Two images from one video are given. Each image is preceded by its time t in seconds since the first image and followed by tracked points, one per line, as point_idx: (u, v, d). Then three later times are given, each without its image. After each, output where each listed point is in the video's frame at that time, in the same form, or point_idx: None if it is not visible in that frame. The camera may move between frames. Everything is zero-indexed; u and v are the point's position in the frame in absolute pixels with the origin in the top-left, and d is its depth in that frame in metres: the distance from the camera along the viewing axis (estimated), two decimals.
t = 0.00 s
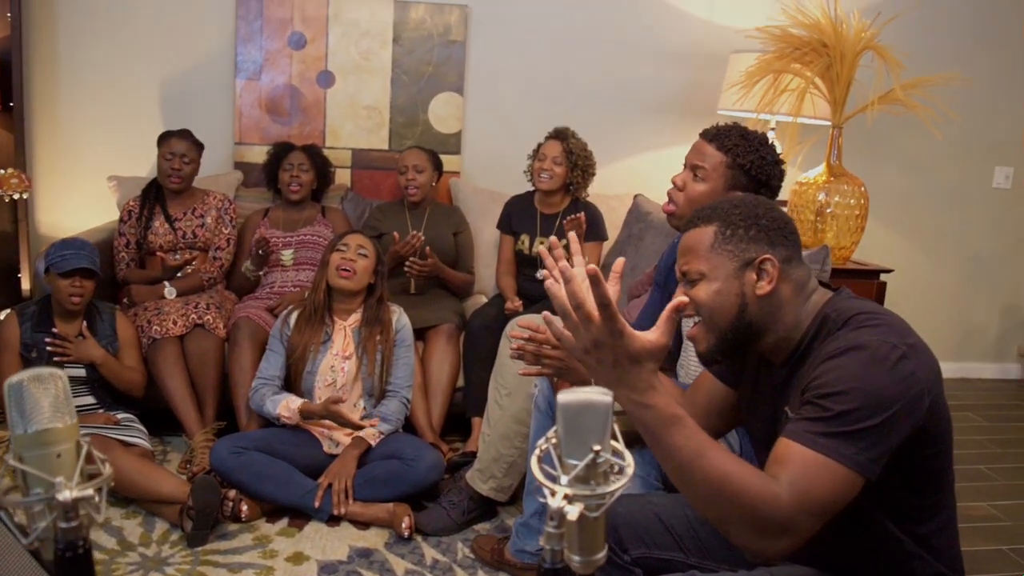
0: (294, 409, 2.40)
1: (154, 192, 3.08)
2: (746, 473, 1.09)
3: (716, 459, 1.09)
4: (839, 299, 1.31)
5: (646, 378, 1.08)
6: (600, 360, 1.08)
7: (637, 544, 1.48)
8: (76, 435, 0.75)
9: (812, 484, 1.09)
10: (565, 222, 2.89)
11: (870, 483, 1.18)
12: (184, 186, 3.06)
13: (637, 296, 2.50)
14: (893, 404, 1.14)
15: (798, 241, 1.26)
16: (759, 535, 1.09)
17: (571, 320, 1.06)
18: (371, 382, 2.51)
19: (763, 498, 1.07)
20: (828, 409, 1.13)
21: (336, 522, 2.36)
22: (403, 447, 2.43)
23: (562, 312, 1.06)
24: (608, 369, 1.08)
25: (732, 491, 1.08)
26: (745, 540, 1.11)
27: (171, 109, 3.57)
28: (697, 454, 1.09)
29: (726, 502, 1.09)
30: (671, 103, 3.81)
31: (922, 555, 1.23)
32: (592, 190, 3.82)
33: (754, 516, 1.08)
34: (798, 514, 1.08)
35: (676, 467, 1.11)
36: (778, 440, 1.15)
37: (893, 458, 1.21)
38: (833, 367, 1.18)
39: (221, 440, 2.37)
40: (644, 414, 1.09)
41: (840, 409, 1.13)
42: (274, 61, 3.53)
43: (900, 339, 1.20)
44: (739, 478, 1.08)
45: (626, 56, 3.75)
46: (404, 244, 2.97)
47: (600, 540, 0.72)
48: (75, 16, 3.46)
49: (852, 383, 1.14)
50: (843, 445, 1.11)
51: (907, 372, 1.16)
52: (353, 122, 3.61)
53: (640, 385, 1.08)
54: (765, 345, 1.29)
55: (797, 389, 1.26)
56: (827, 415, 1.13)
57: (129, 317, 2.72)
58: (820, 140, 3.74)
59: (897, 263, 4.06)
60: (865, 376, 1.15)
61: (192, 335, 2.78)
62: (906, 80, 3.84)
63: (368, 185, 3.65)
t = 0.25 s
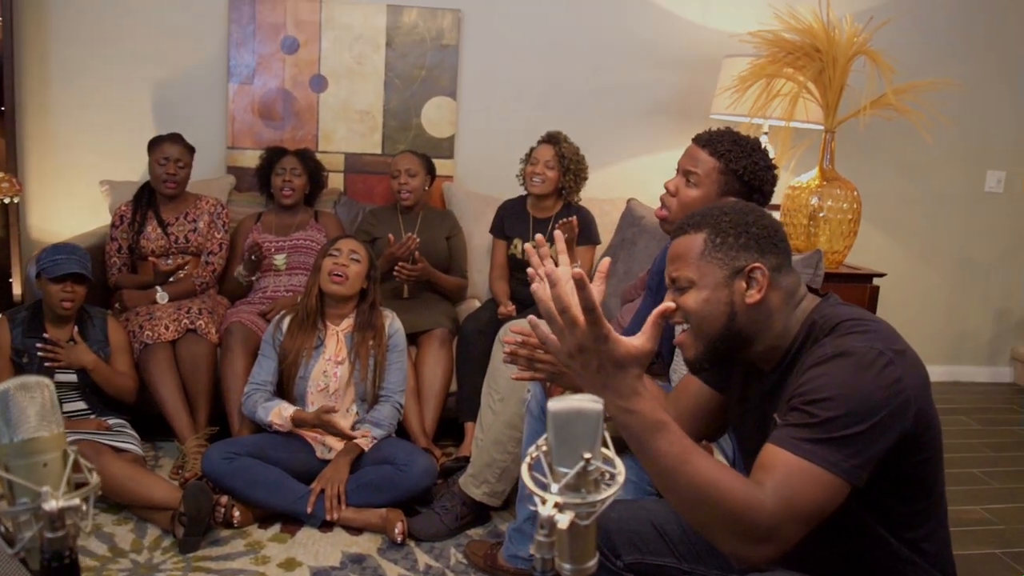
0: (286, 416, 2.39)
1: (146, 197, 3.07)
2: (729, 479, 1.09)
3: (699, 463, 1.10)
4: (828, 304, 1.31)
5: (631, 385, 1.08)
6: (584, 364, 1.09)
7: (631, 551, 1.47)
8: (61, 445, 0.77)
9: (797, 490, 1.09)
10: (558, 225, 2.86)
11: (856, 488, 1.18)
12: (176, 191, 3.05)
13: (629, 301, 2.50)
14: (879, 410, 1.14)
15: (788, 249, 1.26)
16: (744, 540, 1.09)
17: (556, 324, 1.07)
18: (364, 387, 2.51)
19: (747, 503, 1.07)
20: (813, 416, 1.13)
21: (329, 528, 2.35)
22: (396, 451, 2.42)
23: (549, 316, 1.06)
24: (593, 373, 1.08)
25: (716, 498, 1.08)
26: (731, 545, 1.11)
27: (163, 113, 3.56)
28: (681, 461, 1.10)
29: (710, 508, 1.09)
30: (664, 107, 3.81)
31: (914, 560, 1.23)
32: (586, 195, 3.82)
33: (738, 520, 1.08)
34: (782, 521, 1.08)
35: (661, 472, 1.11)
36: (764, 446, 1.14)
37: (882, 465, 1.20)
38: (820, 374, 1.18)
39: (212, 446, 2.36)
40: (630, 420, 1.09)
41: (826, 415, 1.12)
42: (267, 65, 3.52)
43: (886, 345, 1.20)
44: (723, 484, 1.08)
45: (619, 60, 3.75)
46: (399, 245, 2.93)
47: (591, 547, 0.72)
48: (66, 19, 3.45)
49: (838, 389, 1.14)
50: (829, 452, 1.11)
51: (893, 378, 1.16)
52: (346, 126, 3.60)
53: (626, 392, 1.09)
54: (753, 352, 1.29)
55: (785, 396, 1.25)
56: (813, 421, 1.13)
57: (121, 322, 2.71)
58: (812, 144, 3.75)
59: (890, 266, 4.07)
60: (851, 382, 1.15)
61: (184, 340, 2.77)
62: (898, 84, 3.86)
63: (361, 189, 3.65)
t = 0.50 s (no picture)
0: (277, 423, 2.38)
1: (139, 199, 3.06)
2: (713, 485, 1.09)
3: (682, 470, 1.10)
4: (818, 309, 1.31)
5: (610, 392, 1.10)
6: (567, 372, 1.11)
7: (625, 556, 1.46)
8: (49, 450, 0.78)
9: (783, 496, 1.09)
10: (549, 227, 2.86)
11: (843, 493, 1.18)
12: (168, 193, 3.04)
13: (622, 303, 2.50)
14: (866, 416, 1.14)
15: (778, 254, 1.26)
16: (730, 546, 1.10)
17: (537, 332, 1.10)
18: (357, 390, 2.50)
19: (731, 510, 1.08)
20: (801, 421, 1.13)
21: (321, 531, 2.35)
22: (389, 454, 2.41)
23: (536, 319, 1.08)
24: (575, 382, 1.10)
25: (701, 503, 1.09)
26: (716, 552, 1.11)
27: (156, 114, 3.55)
28: (664, 467, 1.10)
29: (696, 514, 1.09)
30: (657, 109, 3.81)
31: (906, 563, 1.23)
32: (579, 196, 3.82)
33: (722, 527, 1.08)
34: (768, 527, 1.08)
35: (645, 478, 1.11)
36: (752, 452, 1.14)
37: (870, 470, 1.20)
38: (807, 380, 1.17)
39: (204, 449, 2.35)
40: (610, 427, 1.11)
41: (812, 421, 1.12)
42: (260, 67, 3.52)
43: (873, 350, 1.20)
44: (706, 490, 1.09)
45: (613, 62, 3.75)
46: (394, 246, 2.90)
47: (580, 552, 0.72)
48: (58, 21, 3.44)
49: (826, 395, 1.14)
50: (815, 457, 1.11)
51: (881, 384, 1.16)
52: (339, 127, 3.60)
53: (607, 398, 1.10)
54: (745, 356, 1.29)
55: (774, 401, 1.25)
56: (799, 427, 1.12)
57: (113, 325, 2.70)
58: (806, 146, 3.76)
59: (883, 267, 4.07)
60: (839, 388, 1.15)
61: (177, 342, 2.76)
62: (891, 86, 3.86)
63: (355, 191, 3.64)
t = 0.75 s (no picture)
0: (270, 433, 2.35)
1: (131, 203, 3.05)
2: (707, 490, 1.08)
3: (677, 475, 1.09)
4: (814, 313, 1.31)
5: (603, 396, 1.09)
6: (558, 374, 1.09)
7: (621, 560, 1.46)
8: (38, 458, 0.79)
9: (775, 500, 1.09)
10: (540, 229, 2.85)
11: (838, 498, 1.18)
12: (161, 197, 3.03)
13: (616, 305, 2.50)
14: (862, 421, 1.14)
15: (774, 257, 1.26)
16: (724, 551, 1.09)
17: (529, 336, 1.08)
18: (351, 393, 2.49)
19: (726, 516, 1.07)
20: (797, 426, 1.13)
21: (315, 535, 2.34)
22: (382, 458, 2.40)
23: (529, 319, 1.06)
24: (567, 388, 1.09)
25: (694, 509, 1.08)
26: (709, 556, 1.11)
27: (149, 117, 3.54)
28: (658, 473, 1.09)
29: (689, 520, 1.08)
30: (651, 111, 3.82)
31: (899, 567, 1.23)
32: (573, 198, 3.82)
33: (717, 533, 1.07)
34: (761, 531, 1.08)
35: (638, 483, 1.10)
36: (746, 456, 1.14)
37: (864, 475, 1.20)
38: (803, 384, 1.17)
39: (197, 453, 2.34)
40: (603, 431, 1.10)
41: (809, 425, 1.12)
42: (253, 70, 3.51)
43: (869, 354, 1.20)
44: (701, 495, 1.07)
45: (607, 65, 3.75)
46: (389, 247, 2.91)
47: (573, 558, 0.72)
48: (50, 23, 3.43)
49: (822, 399, 1.14)
50: (808, 461, 1.11)
51: (876, 388, 1.16)
52: (332, 130, 3.59)
53: (600, 403, 1.09)
54: (740, 359, 1.28)
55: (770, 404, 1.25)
56: (795, 432, 1.12)
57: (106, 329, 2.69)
58: (799, 148, 3.76)
59: (876, 269, 4.08)
60: (834, 393, 1.15)
61: (170, 346, 2.75)
62: (884, 88, 3.87)
63: (348, 194, 3.63)
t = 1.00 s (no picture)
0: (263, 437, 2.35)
1: (125, 206, 3.04)
2: (700, 496, 1.08)
3: (668, 481, 1.09)
4: (809, 318, 1.30)
5: (595, 404, 1.08)
6: (552, 383, 1.09)
7: (615, 566, 1.46)
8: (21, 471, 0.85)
9: (771, 506, 1.08)
10: (534, 232, 2.85)
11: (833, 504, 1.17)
12: (154, 201, 3.02)
13: (610, 309, 2.49)
14: (857, 426, 1.13)
15: (769, 262, 1.26)
16: (720, 558, 1.08)
17: (520, 343, 1.08)
18: (344, 398, 2.49)
19: (720, 522, 1.06)
20: (792, 431, 1.12)
21: (308, 540, 2.33)
22: (377, 463, 2.40)
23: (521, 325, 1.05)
24: (559, 394, 1.08)
25: (689, 514, 1.07)
26: (705, 562, 1.10)
27: (143, 120, 3.53)
28: (650, 479, 1.09)
29: (683, 525, 1.08)
30: (645, 115, 3.82)
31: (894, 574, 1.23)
32: (568, 202, 3.82)
33: (710, 539, 1.07)
34: (757, 537, 1.07)
35: (631, 490, 1.10)
36: (741, 462, 1.14)
37: (860, 481, 1.20)
38: (798, 390, 1.17)
39: (189, 459, 2.33)
40: (595, 439, 1.09)
41: (803, 431, 1.12)
42: (247, 73, 3.50)
43: (864, 360, 1.19)
44: (694, 502, 1.07)
45: (601, 68, 3.75)
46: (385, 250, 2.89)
47: (564, 566, 0.72)
48: (43, 26, 3.42)
49: (816, 405, 1.14)
50: (802, 467, 1.10)
51: (871, 394, 1.16)
52: (327, 134, 3.58)
53: (591, 411, 1.08)
54: (736, 365, 1.28)
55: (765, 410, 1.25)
56: (790, 438, 1.12)
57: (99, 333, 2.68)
58: (793, 152, 3.77)
59: (870, 273, 4.08)
60: (829, 399, 1.14)
61: (163, 350, 2.74)
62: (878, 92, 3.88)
63: (343, 198, 3.63)
